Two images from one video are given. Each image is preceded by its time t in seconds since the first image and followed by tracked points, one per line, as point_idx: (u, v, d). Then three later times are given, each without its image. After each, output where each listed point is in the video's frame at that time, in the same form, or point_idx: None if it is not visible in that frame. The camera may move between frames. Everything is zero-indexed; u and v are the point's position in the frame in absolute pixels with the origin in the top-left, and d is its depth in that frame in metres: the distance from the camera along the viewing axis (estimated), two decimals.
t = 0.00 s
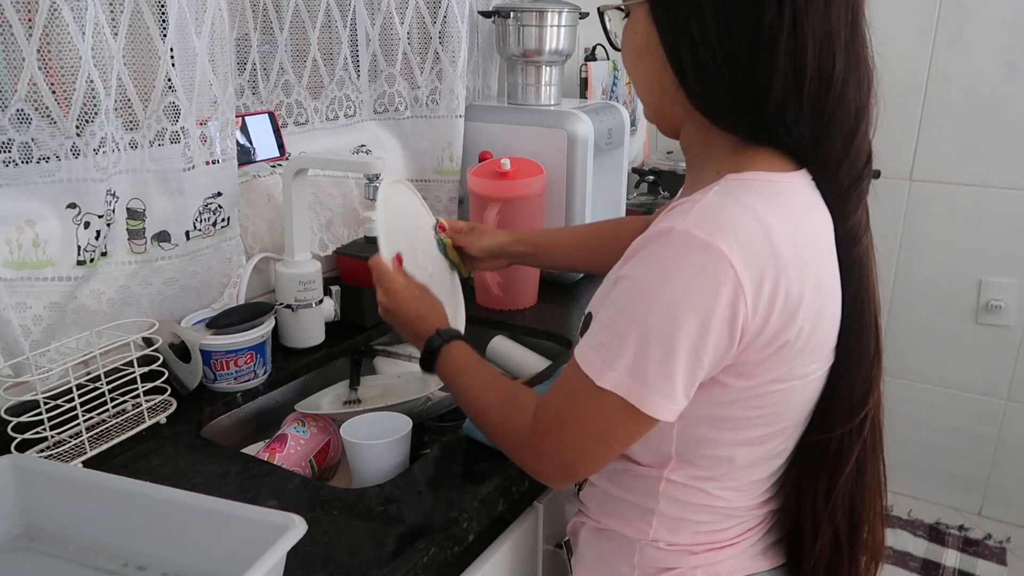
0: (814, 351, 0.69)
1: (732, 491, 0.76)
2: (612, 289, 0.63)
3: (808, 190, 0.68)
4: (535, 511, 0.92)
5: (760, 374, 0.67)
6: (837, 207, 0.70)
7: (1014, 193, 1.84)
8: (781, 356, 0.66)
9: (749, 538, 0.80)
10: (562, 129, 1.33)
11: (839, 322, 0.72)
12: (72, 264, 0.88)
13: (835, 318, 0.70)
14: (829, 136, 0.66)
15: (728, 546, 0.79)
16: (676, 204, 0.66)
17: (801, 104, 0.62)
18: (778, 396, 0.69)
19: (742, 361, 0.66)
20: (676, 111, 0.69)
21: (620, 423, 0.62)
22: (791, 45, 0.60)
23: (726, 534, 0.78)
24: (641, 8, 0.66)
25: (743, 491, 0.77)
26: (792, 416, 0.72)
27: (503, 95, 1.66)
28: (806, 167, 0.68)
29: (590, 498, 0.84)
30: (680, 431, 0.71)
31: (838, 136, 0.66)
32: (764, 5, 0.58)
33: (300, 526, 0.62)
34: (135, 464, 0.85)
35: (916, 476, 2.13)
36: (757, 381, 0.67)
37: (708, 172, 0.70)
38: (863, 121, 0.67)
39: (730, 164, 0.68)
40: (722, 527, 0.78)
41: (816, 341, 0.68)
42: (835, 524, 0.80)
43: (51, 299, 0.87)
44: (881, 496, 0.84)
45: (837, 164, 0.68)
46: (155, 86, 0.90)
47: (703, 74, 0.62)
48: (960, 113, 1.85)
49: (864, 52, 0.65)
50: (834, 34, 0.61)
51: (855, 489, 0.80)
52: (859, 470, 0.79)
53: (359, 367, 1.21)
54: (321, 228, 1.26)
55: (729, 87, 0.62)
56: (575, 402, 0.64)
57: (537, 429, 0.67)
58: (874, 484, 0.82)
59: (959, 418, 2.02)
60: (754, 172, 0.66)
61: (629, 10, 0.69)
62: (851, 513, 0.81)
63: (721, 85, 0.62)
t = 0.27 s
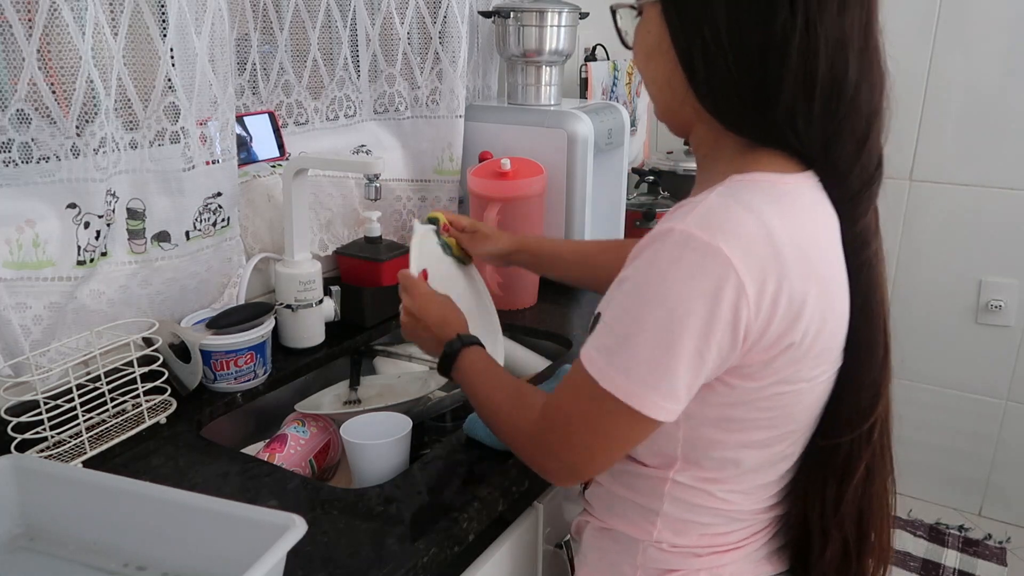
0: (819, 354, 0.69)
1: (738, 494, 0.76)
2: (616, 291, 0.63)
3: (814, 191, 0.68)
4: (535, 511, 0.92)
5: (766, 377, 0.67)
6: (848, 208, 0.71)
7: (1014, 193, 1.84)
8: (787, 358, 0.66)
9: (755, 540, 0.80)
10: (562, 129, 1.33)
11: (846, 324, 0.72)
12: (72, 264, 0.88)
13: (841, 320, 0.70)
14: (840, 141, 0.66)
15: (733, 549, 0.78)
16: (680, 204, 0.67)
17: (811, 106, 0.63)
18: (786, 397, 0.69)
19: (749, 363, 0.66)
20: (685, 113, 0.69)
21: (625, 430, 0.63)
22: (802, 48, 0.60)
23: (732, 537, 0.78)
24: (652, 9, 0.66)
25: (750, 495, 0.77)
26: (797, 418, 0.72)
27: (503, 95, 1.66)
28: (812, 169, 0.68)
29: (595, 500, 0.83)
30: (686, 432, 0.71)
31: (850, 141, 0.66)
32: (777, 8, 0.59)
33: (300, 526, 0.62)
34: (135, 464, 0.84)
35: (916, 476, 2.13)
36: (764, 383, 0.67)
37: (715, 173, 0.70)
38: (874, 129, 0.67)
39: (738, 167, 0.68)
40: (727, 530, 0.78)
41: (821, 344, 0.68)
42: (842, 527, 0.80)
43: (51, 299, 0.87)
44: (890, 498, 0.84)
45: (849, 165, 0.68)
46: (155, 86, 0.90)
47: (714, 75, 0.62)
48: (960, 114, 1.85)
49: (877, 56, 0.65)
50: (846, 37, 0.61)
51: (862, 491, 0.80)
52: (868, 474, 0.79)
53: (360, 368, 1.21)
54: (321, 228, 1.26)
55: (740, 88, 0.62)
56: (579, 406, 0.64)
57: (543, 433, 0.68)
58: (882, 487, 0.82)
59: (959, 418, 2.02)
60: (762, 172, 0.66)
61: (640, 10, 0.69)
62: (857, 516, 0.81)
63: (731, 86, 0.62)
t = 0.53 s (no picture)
0: (810, 353, 0.69)
1: (739, 491, 0.76)
2: (605, 290, 0.64)
3: (803, 190, 0.68)
4: (535, 511, 0.92)
5: (753, 375, 0.67)
6: (840, 209, 0.70)
7: (1015, 193, 1.84)
8: (774, 355, 0.66)
9: (755, 537, 0.80)
10: (562, 129, 1.34)
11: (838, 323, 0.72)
12: (72, 264, 0.88)
13: (833, 318, 0.70)
14: (834, 144, 0.66)
15: (734, 547, 0.78)
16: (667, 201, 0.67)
17: (804, 110, 0.63)
18: (779, 396, 0.69)
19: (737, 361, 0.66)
20: (678, 114, 0.69)
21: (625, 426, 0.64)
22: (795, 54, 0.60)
23: (733, 534, 0.78)
24: (646, 11, 0.66)
25: (750, 493, 0.77)
26: (791, 416, 0.72)
27: (503, 95, 1.66)
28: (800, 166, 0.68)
29: (595, 500, 0.83)
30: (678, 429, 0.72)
31: (844, 144, 0.67)
32: (772, 14, 0.59)
33: (299, 526, 0.62)
34: (135, 464, 0.85)
35: (916, 476, 2.13)
36: (752, 381, 0.68)
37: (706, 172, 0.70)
38: (868, 131, 0.68)
39: (728, 165, 0.68)
40: (727, 527, 0.77)
41: (812, 343, 0.68)
42: (840, 523, 0.80)
43: (51, 299, 0.87)
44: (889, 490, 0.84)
45: (845, 164, 0.68)
46: (155, 85, 0.90)
47: (708, 79, 0.63)
48: (960, 114, 1.85)
49: (871, 60, 0.66)
50: (841, 44, 0.62)
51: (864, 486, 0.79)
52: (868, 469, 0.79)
53: (359, 367, 1.21)
54: (321, 228, 1.26)
55: (733, 92, 0.63)
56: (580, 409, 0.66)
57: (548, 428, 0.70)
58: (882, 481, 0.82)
59: (959, 418, 2.02)
60: (752, 169, 0.66)
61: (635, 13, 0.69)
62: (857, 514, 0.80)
63: (724, 90, 0.63)
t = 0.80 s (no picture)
0: (790, 350, 0.69)
1: (726, 488, 0.76)
2: (587, 283, 0.65)
3: (783, 186, 0.68)
4: (535, 511, 0.92)
5: (731, 368, 0.67)
6: (821, 204, 0.70)
7: (1015, 193, 1.84)
8: (753, 349, 0.66)
9: (747, 534, 0.80)
10: (562, 129, 1.34)
11: (822, 320, 0.72)
12: (72, 264, 0.88)
13: (815, 314, 0.71)
14: (814, 139, 0.66)
15: (725, 541, 0.78)
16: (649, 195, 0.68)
17: (784, 105, 0.63)
18: (759, 391, 0.70)
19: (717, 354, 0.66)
20: (663, 110, 0.70)
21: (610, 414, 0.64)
22: (773, 50, 0.60)
23: (725, 529, 0.78)
24: (629, 9, 0.67)
25: (739, 489, 0.77)
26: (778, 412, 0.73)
27: (503, 95, 1.66)
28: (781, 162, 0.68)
29: (588, 498, 0.83)
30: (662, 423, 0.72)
31: (823, 137, 0.66)
32: (751, 10, 0.59)
33: (300, 526, 0.62)
34: (135, 464, 0.85)
35: (916, 476, 2.13)
36: (729, 374, 0.68)
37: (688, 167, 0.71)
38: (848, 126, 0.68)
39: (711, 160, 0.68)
40: (719, 523, 0.78)
41: (794, 339, 0.68)
42: (830, 522, 0.79)
43: (51, 299, 0.87)
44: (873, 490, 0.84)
45: (828, 161, 0.68)
46: (156, 86, 0.90)
47: (689, 74, 0.63)
48: (960, 114, 1.85)
49: (852, 56, 0.66)
50: (820, 40, 0.62)
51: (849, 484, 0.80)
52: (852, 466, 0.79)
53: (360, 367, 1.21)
54: (321, 228, 1.26)
55: (714, 87, 0.63)
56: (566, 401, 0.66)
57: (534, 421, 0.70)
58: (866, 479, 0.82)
59: (959, 417, 2.02)
60: (735, 164, 0.67)
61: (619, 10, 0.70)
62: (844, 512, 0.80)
63: (706, 86, 0.63)
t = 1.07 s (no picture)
0: (786, 351, 0.69)
1: (715, 489, 0.76)
2: (584, 294, 0.65)
3: (776, 189, 0.68)
4: (535, 512, 0.92)
5: (730, 374, 0.67)
6: (813, 204, 0.70)
7: (1015, 193, 1.84)
8: (750, 355, 0.66)
9: (737, 533, 0.80)
10: (562, 129, 1.34)
11: (816, 320, 0.72)
12: (72, 264, 0.88)
13: (812, 316, 0.71)
14: (804, 137, 0.66)
15: (718, 541, 0.78)
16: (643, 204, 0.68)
17: (773, 106, 0.63)
18: (756, 393, 0.70)
19: (714, 359, 0.66)
20: (652, 117, 0.70)
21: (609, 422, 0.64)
22: (756, 52, 0.60)
23: (715, 529, 0.78)
24: (613, 20, 0.67)
25: (728, 490, 0.77)
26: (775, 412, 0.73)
27: (503, 95, 1.66)
28: (775, 167, 0.69)
29: (582, 497, 0.83)
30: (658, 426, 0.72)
31: (813, 137, 0.67)
32: (733, 14, 0.59)
33: (300, 526, 0.62)
34: (135, 464, 0.85)
35: (916, 476, 2.13)
36: (727, 379, 0.68)
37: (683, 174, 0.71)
38: (836, 123, 0.68)
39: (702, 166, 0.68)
40: (711, 522, 0.77)
41: (788, 340, 0.68)
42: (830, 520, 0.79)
43: (51, 299, 0.87)
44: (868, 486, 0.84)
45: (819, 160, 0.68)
46: (155, 86, 0.90)
47: (676, 82, 0.63)
48: (959, 114, 1.85)
49: (836, 51, 0.66)
50: (805, 38, 0.62)
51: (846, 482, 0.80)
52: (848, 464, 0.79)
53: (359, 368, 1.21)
54: (321, 228, 1.26)
55: (702, 93, 0.63)
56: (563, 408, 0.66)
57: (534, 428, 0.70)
58: (862, 475, 0.82)
59: (959, 417, 2.02)
60: (727, 170, 0.66)
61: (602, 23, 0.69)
62: (841, 510, 0.80)
63: (693, 92, 0.63)
